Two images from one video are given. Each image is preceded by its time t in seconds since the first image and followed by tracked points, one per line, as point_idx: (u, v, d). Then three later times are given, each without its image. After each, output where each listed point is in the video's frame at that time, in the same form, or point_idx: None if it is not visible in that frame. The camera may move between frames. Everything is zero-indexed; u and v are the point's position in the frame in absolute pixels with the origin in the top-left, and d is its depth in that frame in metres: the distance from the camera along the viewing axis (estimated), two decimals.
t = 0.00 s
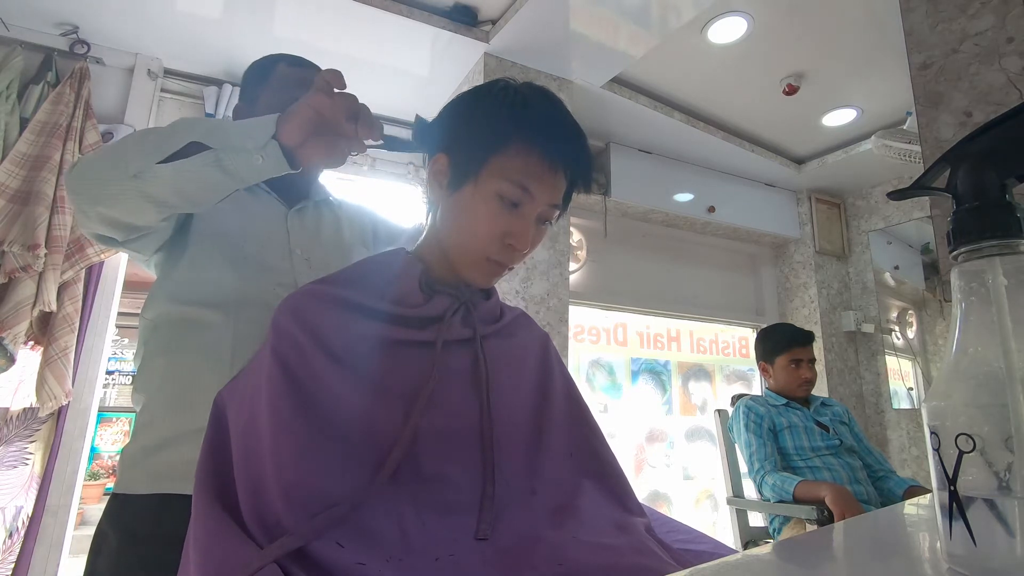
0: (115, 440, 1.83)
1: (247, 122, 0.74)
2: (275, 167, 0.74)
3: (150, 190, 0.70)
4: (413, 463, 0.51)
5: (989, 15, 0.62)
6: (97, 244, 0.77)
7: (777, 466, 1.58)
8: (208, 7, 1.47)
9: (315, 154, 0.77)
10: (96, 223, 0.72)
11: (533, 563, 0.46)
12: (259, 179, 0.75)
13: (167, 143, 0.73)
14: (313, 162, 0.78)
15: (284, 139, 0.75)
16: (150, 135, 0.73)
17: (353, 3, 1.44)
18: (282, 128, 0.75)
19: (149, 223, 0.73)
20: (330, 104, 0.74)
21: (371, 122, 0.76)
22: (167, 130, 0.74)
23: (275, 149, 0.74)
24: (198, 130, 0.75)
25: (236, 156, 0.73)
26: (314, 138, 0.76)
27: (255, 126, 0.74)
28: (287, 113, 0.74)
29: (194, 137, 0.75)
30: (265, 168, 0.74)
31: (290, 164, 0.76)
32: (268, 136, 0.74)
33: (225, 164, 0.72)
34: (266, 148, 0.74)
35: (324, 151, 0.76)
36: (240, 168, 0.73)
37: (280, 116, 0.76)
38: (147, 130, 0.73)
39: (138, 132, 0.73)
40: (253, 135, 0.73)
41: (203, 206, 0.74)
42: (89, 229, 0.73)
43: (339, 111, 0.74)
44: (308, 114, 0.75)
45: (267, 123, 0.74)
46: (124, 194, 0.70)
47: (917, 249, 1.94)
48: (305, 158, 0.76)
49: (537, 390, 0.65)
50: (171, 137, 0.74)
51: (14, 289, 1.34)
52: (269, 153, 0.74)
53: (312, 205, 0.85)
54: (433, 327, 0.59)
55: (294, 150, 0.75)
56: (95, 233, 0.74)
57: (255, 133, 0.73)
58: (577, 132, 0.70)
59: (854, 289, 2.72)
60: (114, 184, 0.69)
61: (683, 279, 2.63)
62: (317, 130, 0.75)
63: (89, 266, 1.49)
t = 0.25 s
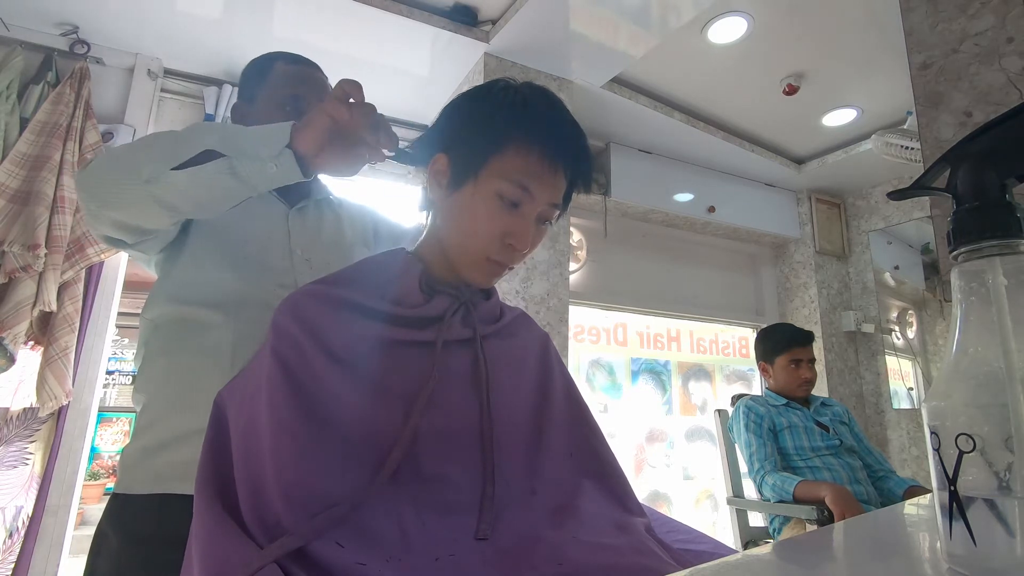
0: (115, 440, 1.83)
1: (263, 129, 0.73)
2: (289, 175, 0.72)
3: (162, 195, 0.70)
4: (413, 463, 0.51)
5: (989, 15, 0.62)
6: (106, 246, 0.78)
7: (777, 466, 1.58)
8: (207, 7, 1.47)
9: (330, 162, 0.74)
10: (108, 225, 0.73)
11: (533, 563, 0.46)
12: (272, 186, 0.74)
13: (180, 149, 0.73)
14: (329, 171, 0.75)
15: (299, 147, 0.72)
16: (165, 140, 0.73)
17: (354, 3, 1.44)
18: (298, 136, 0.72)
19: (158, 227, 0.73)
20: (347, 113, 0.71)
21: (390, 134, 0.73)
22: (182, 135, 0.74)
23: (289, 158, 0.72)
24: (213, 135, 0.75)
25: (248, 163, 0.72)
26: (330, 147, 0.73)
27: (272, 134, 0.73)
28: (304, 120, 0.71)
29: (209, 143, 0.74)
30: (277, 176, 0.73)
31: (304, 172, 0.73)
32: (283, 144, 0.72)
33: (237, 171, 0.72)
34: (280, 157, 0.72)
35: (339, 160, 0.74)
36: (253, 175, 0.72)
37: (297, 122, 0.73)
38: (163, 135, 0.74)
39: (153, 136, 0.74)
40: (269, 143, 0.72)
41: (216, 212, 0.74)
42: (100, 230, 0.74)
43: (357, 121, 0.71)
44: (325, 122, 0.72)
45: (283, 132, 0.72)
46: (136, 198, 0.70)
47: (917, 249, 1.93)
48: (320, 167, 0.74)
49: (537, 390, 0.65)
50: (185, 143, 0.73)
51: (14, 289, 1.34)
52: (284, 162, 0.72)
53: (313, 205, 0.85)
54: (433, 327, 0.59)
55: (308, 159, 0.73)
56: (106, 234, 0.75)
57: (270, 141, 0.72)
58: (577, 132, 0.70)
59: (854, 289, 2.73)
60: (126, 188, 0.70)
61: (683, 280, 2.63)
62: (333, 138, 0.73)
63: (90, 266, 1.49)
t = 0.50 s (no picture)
0: (115, 440, 1.84)
1: (273, 120, 0.73)
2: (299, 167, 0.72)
3: (174, 187, 0.70)
4: (413, 463, 0.51)
5: (989, 15, 0.62)
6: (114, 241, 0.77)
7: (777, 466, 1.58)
8: (207, 7, 1.47)
9: (338, 154, 0.74)
10: (116, 220, 0.72)
11: (533, 564, 0.46)
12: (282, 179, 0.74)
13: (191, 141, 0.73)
14: (338, 163, 0.75)
15: (308, 140, 0.72)
16: (176, 132, 0.72)
17: (354, 3, 1.44)
18: (306, 128, 0.72)
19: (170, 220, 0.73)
20: (355, 105, 0.70)
21: (397, 124, 0.72)
22: (193, 127, 0.73)
23: (299, 148, 0.72)
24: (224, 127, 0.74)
25: (259, 154, 0.71)
26: (338, 139, 0.73)
27: (282, 126, 0.72)
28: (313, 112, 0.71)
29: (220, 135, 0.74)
30: (287, 168, 0.72)
31: (314, 164, 0.74)
32: (292, 135, 0.72)
33: (248, 163, 0.71)
34: (290, 148, 0.72)
35: (348, 152, 0.73)
36: (263, 167, 0.72)
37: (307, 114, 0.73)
38: (174, 128, 0.73)
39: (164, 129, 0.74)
40: (278, 135, 0.72)
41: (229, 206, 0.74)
42: (109, 225, 0.74)
43: (365, 113, 0.70)
44: (333, 113, 0.71)
45: (292, 123, 0.72)
46: (150, 189, 0.70)
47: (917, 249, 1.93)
48: (330, 159, 0.74)
49: (537, 390, 0.65)
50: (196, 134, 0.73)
51: (14, 289, 1.34)
52: (293, 152, 0.72)
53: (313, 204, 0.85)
54: (433, 327, 0.59)
55: (318, 151, 0.73)
56: (113, 229, 0.74)
57: (280, 133, 0.72)
58: (576, 132, 0.70)
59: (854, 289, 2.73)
60: (138, 180, 0.70)
61: (683, 280, 2.63)
62: (342, 130, 0.72)
63: (89, 266, 1.49)
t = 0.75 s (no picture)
0: (115, 440, 1.84)
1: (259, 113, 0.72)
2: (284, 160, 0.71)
3: (159, 178, 0.70)
4: (413, 464, 0.51)
5: (990, 15, 0.62)
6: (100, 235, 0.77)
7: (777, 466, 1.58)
8: (207, 7, 1.47)
9: (325, 150, 0.73)
10: (104, 213, 0.72)
11: (533, 564, 0.46)
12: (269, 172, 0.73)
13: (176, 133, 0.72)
14: (325, 157, 0.74)
15: (294, 135, 0.71)
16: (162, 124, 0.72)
17: (354, 3, 1.44)
18: (292, 123, 0.71)
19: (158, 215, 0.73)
20: (342, 100, 0.69)
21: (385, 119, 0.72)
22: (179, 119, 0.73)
23: (286, 143, 0.71)
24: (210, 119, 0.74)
25: (245, 146, 0.71)
26: (325, 133, 0.72)
27: (267, 118, 0.72)
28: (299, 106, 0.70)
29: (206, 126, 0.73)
30: (274, 161, 0.72)
31: (300, 159, 0.72)
32: (278, 129, 0.71)
33: (234, 155, 0.71)
34: (276, 142, 0.71)
35: (337, 147, 0.73)
36: (249, 159, 0.71)
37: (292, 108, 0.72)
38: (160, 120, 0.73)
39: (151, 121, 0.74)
40: (263, 127, 0.71)
41: (215, 199, 0.74)
42: (97, 219, 0.74)
43: (352, 108, 0.70)
44: (319, 108, 0.70)
45: (278, 116, 0.71)
46: (136, 182, 0.70)
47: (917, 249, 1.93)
48: (317, 154, 0.73)
49: (537, 390, 0.65)
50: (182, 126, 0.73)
51: (14, 289, 1.34)
52: (279, 146, 0.71)
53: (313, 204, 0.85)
54: (433, 328, 0.59)
55: (305, 146, 0.72)
56: (102, 224, 0.74)
57: (265, 125, 0.71)
58: (577, 132, 0.70)
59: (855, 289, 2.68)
60: (124, 171, 0.70)
61: (683, 279, 2.63)
62: (329, 124, 0.71)
63: (89, 266, 1.49)
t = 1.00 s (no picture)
0: (115, 439, 1.84)
1: (223, 104, 0.73)
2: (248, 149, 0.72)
3: (125, 173, 0.70)
4: (413, 464, 0.51)
5: (990, 15, 0.62)
6: (84, 233, 0.78)
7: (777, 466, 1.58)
8: (207, 7, 1.47)
9: (291, 138, 0.73)
10: (78, 211, 0.72)
11: (533, 564, 0.46)
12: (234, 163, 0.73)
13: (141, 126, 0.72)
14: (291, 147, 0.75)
15: (258, 123, 0.72)
16: (127, 118, 0.73)
17: (353, 3, 1.44)
18: (256, 112, 0.72)
19: (132, 211, 0.73)
20: (304, 84, 0.70)
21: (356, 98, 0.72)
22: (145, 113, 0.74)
23: (248, 130, 0.71)
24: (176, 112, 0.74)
25: (207, 137, 0.71)
26: (289, 121, 0.73)
27: (232, 108, 0.72)
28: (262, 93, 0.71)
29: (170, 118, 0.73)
30: (239, 151, 0.72)
31: (265, 148, 0.73)
32: (240, 117, 0.72)
33: (196, 147, 0.71)
34: (239, 130, 0.71)
35: (300, 139, 0.73)
36: (212, 150, 0.71)
37: (256, 97, 0.73)
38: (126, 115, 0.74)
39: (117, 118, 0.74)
40: (226, 117, 0.72)
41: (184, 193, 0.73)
42: (72, 217, 0.74)
43: (315, 91, 0.70)
44: (282, 98, 0.71)
45: (240, 105, 0.72)
46: (102, 178, 0.70)
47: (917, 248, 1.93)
48: (281, 145, 0.73)
49: (537, 390, 0.65)
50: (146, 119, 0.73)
51: (14, 290, 1.34)
52: (243, 134, 0.71)
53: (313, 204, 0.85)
54: (433, 328, 0.59)
55: (268, 136, 0.73)
56: (79, 221, 0.74)
57: (228, 115, 0.71)
58: (576, 131, 0.70)
59: (854, 289, 2.66)
60: (90, 168, 0.70)
61: (683, 279, 2.63)
62: (293, 111, 0.72)
63: (89, 266, 1.49)
